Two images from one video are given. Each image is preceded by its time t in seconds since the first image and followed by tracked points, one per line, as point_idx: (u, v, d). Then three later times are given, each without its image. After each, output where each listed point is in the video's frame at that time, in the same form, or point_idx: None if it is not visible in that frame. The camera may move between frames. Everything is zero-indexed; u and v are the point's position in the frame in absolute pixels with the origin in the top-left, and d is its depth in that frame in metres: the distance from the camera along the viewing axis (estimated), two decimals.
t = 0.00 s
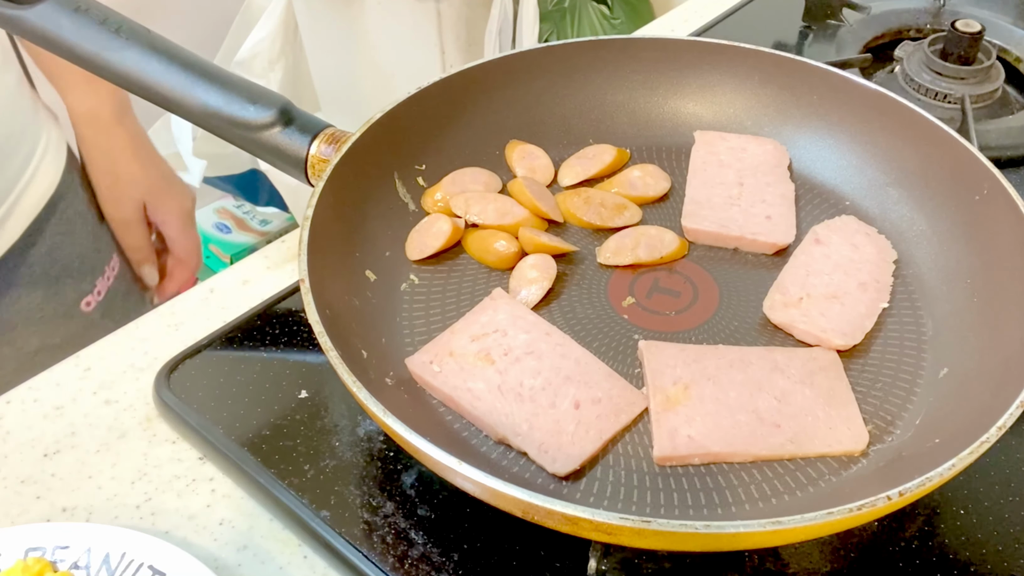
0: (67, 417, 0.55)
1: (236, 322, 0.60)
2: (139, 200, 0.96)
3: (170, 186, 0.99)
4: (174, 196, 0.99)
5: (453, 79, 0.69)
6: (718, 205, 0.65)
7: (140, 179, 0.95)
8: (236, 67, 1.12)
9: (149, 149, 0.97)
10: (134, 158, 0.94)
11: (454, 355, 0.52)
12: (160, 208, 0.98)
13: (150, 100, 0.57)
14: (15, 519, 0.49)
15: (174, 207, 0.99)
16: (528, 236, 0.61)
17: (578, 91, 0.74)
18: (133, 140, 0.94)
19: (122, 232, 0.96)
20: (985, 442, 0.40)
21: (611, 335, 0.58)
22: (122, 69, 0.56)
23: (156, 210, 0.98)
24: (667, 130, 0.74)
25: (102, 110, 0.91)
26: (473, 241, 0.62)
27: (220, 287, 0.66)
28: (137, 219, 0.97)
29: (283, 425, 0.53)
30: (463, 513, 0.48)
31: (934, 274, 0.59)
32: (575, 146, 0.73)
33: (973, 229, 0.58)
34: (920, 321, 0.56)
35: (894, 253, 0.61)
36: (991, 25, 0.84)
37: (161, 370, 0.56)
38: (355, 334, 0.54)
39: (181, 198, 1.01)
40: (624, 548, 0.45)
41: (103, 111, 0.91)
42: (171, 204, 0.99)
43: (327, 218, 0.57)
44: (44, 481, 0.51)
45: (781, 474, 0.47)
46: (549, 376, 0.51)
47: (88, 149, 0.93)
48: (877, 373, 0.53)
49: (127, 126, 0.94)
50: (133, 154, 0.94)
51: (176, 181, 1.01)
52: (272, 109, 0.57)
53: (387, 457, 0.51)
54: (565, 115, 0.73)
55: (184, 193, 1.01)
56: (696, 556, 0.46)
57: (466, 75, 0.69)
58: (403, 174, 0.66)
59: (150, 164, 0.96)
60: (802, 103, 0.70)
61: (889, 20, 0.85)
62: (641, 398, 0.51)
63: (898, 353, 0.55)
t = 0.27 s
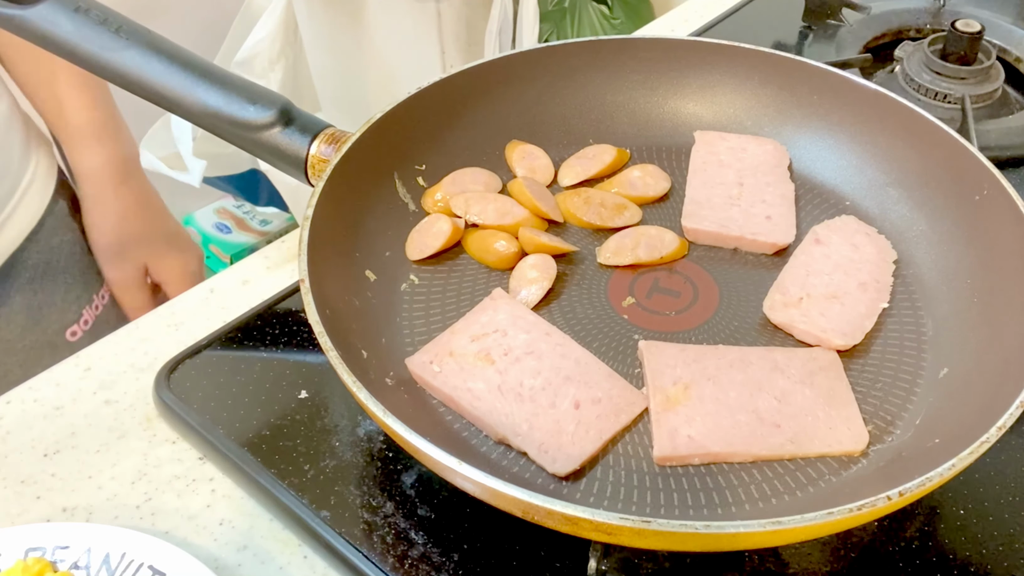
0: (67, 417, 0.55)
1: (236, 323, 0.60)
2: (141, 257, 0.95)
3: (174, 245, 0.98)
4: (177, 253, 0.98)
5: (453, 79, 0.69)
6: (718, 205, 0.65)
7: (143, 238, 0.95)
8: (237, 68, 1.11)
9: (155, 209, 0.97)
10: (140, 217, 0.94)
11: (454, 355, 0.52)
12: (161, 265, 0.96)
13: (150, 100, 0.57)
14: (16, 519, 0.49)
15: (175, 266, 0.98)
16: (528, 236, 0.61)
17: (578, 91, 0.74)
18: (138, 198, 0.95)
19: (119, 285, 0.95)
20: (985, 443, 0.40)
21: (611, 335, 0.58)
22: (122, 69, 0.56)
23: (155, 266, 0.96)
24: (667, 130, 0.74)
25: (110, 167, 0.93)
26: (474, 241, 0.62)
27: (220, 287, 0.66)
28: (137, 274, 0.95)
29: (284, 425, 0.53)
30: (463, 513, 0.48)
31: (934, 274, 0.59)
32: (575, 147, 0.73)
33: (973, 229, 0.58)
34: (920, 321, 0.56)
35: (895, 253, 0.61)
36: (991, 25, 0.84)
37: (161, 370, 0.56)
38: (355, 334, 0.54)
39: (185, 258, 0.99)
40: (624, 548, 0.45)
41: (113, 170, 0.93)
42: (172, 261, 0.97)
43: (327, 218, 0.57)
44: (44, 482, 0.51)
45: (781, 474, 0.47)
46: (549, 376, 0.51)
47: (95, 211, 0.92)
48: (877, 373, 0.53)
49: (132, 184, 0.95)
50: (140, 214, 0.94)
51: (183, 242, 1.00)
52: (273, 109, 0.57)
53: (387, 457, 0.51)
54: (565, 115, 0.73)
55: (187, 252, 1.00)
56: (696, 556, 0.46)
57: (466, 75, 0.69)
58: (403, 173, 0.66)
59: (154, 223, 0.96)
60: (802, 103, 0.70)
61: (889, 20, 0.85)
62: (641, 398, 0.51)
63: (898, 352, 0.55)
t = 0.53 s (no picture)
0: (67, 417, 0.55)
1: (236, 322, 0.60)
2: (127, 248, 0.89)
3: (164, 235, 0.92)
4: (167, 246, 0.92)
5: (453, 79, 0.69)
6: (718, 205, 0.65)
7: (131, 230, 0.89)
8: (237, 68, 1.10)
9: (151, 199, 0.92)
10: (139, 206, 0.89)
11: (454, 355, 0.52)
12: (154, 257, 0.91)
13: (150, 100, 0.57)
14: (15, 519, 0.49)
15: (166, 259, 0.92)
16: (528, 236, 0.61)
17: (578, 91, 0.74)
18: (135, 188, 0.90)
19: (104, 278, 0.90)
20: (985, 442, 0.40)
21: (611, 335, 0.58)
22: (122, 69, 0.56)
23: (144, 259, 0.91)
24: (667, 130, 0.74)
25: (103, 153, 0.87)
26: (474, 241, 0.62)
27: (220, 287, 0.66)
28: (123, 267, 0.90)
29: (284, 425, 0.53)
30: (463, 513, 0.48)
31: (933, 274, 0.59)
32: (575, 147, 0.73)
33: (973, 229, 0.58)
34: (920, 321, 0.56)
35: (894, 253, 0.61)
36: (991, 25, 0.84)
37: (161, 370, 0.56)
38: (355, 334, 0.54)
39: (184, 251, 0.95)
40: (624, 548, 0.45)
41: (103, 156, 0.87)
42: (162, 253, 0.91)
43: (327, 218, 0.57)
44: (44, 482, 0.51)
45: (781, 474, 0.47)
46: (549, 377, 0.51)
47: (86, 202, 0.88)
48: (877, 374, 0.53)
49: (128, 170, 0.90)
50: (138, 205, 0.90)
51: (178, 233, 0.94)
52: (273, 109, 0.57)
53: (387, 457, 0.51)
54: (565, 115, 0.73)
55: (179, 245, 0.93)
56: (696, 557, 0.46)
57: (466, 75, 0.69)
58: (403, 174, 0.66)
59: (148, 214, 0.91)
60: (802, 104, 0.70)
61: (889, 20, 0.85)
62: (641, 398, 0.51)
63: (898, 353, 0.55)
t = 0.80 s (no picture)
0: (67, 416, 0.55)
1: (236, 322, 0.60)
2: (134, 227, 0.90)
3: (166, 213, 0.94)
4: (172, 223, 0.94)
5: (453, 80, 0.69)
6: (718, 205, 0.65)
7: (139, 209, 0.89)
8: (237, 69, 1.10)
9: (149, 180, 0.92)
10: (141, 189, 0.90)
11: (454, 355, 0.52)
12: (159, 235, 0.93)
13: (150, 100, 0.57)
14: (15, 519, 0.49)
15: (171, 236, 0.94)
16: (528, 236, 0.61)
17: (578, 91, 0.74)
18: (134, 170, 0.89)
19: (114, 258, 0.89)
20: (986, 442, 0.40)
21: (611, 335, 0.58)
22: (123, 69, 0.56)
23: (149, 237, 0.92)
24: (667, 130, 0.74)
25: (102, 138, 0.87)
26: (473, 241, 0.62)
27: (220, 287, 0.66)
28: (131, 245, 0.90)
29: (283, 425, 0.53)
30: (463, 513, 0.48)
31: (933, 274, 0.59)
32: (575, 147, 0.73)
33: (973, 229, 0.58)
34: (920, 321, 0.56)
35: (894, 254, 0.61)
36: (991, 25, 0.84)
37: (161, 370, 0.56)
38: (355, 334, 0.54)
39: (183, 228, 0.97)
40: (624, 548, 0.45)
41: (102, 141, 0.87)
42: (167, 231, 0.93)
43: (327, 218, 0.57)
44: (44, 481, 0.51)
45: (781, 474, 0.47)
46: (549, 377, 0.51)
47: (87, 187, 0.86)
48: (877, 374, 0.53)
49: (127, 154, 0.89)
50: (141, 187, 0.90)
51: (176, 211, 0.96)
52: (273, 109, 0.57)
53: (387, 457, 0.51)
54: (565, 115, 0.73)
55: (180, 222, 0.96)
56: (696, 556, 0.46)
57: (466, 75, 0.69)
58: (403, 174, 0.66)
59: (150, 195, 0.91)
60: (802, 104, 0.70)
61: (889, 20, 0.85)
62: (642, 399, 0.51)
63: (898, 353, 0.55)
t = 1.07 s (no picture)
0: (67, 417, 0.55)
1: (236, 322, 0.60)
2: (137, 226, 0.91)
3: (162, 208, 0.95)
4: (171, 220, 0.95)
5: (453, 80, 0.69)
6: (718, 205, 0.65)
7: (139, 208, 0.90)
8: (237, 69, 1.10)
9: (144, 179, 0.93)
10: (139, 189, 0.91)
11: (454, 355, 0.52)
12: (160, 233, 0.94)
13: (150, 100, 0.57)
14: (16, 519, 0.49)
15: (172, 232, 0.95)
16: (528, 237, 0.61)
17: (578, 91, 0.74)
18: (128, 167, 0.90)
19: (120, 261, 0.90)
20: (986, 442, 0.40)
21: (611, 335, 0.58)
22: (123, 69, 0.56)
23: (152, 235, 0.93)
24: (667, 130, 0.74)
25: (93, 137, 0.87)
26: (473, 241, 0.62)
27: (220, 287, 0.66)
28: (135, 244, 0.91)
29: (283, 425, 0.53)
30: (463, 513, 0.48)
31: (933, 274, 0.59)
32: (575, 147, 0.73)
33: (973, 229, 0.58)
34: (920, 321, 0.56)
35: (894, 254, 0.61)
36: (991, 25, 0.84)
37: (161, 370, 0.56)
38: (355, 334, 0.54)
39: (180, 224, 0.98)
40: (624, 548, 0.45)
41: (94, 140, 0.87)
42: (168, 226, 0.94)
43: (327, 218, 0.57)
44: (44, 481, 0.51)
45: (781, 474, 0.47)
46: (549, 377, 0.51)
47: (83, 189, 0.87)
48: (876, 374, 0.53)
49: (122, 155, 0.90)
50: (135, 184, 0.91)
51: (169, 206, 0.97)
52: (273, 108, 0.57)
53: (387, 457, 0.51)
54: (565, 115, 0.73)
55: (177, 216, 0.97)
56: (696, 557, 0.46)
57: (466, 75, 0.69)
58: (403, 174, 0.66)
59: (145, 190, 0.92)
60: (802, 104, 0.70)
61: (889, 20, 0.85)
62: (642, 399, 0.51)
63: (898, 353, 0.55)
